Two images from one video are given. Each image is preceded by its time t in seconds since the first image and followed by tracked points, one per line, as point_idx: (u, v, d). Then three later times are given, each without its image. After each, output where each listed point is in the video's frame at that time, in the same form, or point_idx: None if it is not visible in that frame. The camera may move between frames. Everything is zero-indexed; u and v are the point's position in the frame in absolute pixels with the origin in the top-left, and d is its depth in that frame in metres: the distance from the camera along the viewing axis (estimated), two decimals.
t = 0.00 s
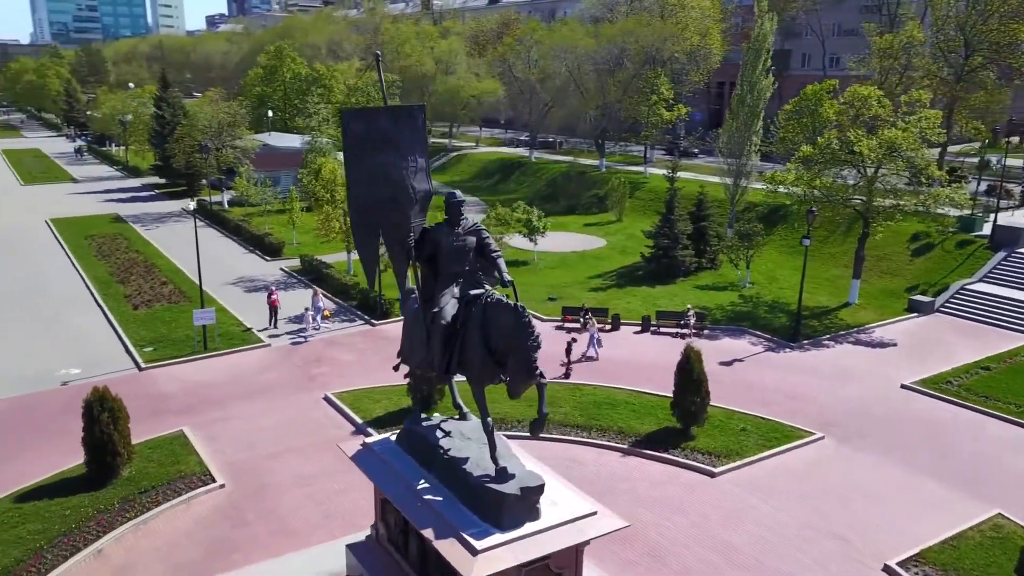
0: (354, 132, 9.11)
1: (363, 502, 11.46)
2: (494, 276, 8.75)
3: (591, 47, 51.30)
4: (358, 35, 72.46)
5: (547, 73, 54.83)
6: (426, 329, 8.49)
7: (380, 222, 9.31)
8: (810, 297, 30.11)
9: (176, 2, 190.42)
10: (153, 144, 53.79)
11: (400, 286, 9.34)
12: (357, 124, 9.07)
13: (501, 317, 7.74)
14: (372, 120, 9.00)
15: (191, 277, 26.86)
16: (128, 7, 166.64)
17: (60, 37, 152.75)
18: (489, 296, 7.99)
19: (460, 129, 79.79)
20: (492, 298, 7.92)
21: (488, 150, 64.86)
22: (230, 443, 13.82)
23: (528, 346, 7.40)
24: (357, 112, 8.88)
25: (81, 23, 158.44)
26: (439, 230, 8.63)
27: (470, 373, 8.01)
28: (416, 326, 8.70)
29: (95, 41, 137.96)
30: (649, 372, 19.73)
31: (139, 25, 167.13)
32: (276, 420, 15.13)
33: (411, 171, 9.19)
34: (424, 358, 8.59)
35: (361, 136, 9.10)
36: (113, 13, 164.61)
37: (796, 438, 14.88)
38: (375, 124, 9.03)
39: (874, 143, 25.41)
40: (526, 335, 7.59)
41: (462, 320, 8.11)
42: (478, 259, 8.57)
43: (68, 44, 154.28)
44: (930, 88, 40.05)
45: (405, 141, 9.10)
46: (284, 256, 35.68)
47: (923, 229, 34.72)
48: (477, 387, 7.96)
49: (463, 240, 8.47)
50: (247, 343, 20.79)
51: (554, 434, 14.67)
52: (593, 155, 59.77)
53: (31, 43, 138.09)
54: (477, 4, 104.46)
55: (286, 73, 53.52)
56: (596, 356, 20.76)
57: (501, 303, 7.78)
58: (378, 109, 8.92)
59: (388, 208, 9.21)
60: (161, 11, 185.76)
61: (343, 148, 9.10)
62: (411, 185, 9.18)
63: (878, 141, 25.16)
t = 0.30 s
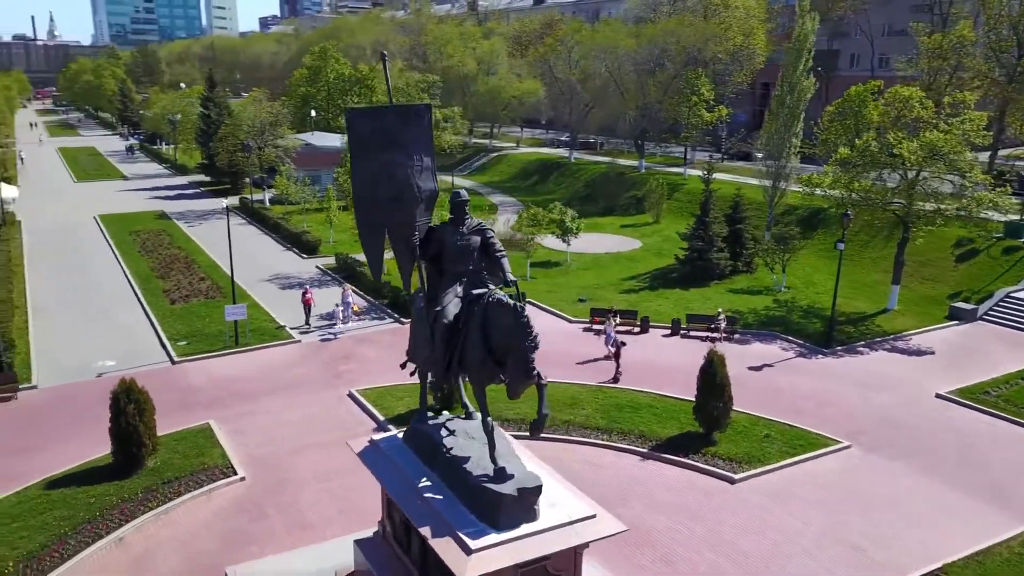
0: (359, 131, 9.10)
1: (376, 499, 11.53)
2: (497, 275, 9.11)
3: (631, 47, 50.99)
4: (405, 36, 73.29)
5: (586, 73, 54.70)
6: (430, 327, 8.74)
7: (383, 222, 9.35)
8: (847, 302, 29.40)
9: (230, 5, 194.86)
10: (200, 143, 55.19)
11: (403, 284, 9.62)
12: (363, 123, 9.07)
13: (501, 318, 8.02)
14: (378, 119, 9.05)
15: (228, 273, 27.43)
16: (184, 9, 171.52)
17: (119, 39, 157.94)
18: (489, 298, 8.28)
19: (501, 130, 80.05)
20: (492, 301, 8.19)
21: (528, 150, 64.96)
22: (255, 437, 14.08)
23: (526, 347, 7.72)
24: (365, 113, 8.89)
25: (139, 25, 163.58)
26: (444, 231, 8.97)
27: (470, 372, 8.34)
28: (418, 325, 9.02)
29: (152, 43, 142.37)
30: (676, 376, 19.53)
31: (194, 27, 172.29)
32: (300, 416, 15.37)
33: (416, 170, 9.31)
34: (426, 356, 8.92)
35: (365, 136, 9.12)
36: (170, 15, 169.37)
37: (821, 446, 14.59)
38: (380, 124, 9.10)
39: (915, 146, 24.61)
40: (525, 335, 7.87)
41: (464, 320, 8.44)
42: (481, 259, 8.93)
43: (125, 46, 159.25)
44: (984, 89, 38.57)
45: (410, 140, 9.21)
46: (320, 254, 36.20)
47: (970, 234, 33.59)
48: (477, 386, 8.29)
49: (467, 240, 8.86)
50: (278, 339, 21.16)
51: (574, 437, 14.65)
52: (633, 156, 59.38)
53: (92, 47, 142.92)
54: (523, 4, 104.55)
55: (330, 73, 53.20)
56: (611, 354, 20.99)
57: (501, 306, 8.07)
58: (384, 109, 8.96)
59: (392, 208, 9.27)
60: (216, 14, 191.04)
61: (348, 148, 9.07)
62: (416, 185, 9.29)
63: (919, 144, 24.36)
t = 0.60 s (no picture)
0: (371, 130, 9.28)
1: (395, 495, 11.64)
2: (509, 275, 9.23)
3: (678, 48, 50.52)
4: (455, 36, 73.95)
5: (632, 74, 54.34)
6: (439, 325, 9.00)
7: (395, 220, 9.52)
8: (891, 309, 28.59)
9: (288, 6, 199.09)
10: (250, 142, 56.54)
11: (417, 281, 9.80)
12: (376, 122, 9.25)
13: (505, 319, 8.16)
14: (389, 118, 9.19)
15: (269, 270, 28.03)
16: (243, 11, 175.94)
17: (181, 40, 162.76)
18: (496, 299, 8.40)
19: (547, 130, 80.08)
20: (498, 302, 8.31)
21: (574, 151, 64.82)
22: (283, 431, 14.35)
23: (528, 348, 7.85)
24: (376, 111, 9.05)
25: (200, 27, 168.28)
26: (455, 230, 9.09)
27: (477, 371, 8.52)
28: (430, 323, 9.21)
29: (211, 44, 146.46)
30: (708, 381, 19.26)
31: (253, 29, 176.73)
32: (330, 411, 15.60)
33: (428, 169, 9.34)
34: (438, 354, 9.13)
35: (378, 134, 9.27)
36: (229, 16, 173.88)
37: (854, 456, 14.24)
38: (391, 122, 9.22)
39: (965, 150, 23.53)
40: (528, 336, 8.01)
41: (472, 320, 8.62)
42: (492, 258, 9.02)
43: (186, 46, 164.01)
44: None
45: (420, 138, 9.24)
46: (361, 252, 36.71)
47: None
48: (484, 385, 8.47)
49: (477, 239, 9.04)
50: (314, 335, 21.52)
51: (600, 440, 14.58)
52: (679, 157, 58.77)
53: (156, 48, 147.68)
54: (574, 5, 104.29)
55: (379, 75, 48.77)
56: (637, 357, 20.91)
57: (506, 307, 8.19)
58: (395, 108, 9.10)
59: (404, 206, 9.41)
60: (274, 15, 195.62)
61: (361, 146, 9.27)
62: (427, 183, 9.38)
63: (969, 147, 23.24)
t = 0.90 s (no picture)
0: (383, 128, 9.31)
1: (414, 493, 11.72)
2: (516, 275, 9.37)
3: (725, 48, 49.61)
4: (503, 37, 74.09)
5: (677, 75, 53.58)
6: (447, 324, 9.11)
7: (404, 218, 9.55)
8: (938, 317, 27.67)
9: (343, 7, 202.16)
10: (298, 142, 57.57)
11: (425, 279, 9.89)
12: (388, 121, 9.29)
13: (511, 320, 8.34)
14: (402, 116, 9.27)
15: (307, 267, 28.54)
16: (299, 12, 179.31)
17: (239, 42, 166.56)
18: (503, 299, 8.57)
19: (594, 130, 79.69)
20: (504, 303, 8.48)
21: (619, 152, 64.36)
22: (310, 426, 14.58)
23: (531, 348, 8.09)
24: (390, 110, 9.11)
25: (257, 28, 171.96)
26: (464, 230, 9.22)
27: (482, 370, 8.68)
28: (439, 323, 9.34)
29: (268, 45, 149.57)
30: (740, 387, 18.94)
31: (309, 30, 179.93)
32: (357, 408, 15.78)
33: (439, 168, 9.45)
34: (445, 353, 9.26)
35: (390, 132, 9.33)
36: (286, 18, 177.32)
37: (887, 467, 13.85)
38: (404, 121, 9.30)
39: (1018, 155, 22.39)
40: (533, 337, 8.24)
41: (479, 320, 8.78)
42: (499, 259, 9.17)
43: (243, 47, 167.76)
44: None
45: (433, 137, 9.37)
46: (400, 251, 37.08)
47: None
48: (490, 385, 8.66)
49: (487, 239, 9.13)
50: (347, 332, 21.81)
51: (624, 445, 14.48)
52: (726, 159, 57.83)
53: (215, 48, 151.51)
54: (626, 4, 103.36)
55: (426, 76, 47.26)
56: (659, 357, 21.26)
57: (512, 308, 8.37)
58: (409, 107, 9.19)
59: (414, 205, 9.48)
60: (329, 17, 198.95)
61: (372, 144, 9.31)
62: (437, 182, 9.48)
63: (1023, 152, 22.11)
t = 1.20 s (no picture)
0: (394, 128, 9.65)
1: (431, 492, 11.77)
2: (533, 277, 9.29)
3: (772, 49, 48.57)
4: (549, 37, 73.90)
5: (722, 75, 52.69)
6: (456, 324, 9.21)
7: (414, 217, 9.84)
8: (985, 326, 26.71)
9: (394, 9, 204.26)
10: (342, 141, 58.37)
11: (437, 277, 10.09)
12: (399, 121, 9.63)
13: (513, 321, 8.40)
14: (412, 116, 9.58)
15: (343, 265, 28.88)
16: (351, 13, 181.94)
17: (292, 43, 169.59)
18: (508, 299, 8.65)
19: (639, 131, 79.09)
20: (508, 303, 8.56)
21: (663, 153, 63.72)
22: (336, 423, 14.76)
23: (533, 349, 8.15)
24: (399, 110, 9.44)
25: (310, 30, 174.86)
26: (472, 229, 9.34)
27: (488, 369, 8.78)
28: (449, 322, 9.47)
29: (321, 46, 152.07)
30: (771, 394, 18.60)
31: (360, 31, 182.41)
32: (384, 406, 15.93)
33: (449, 168, 9.70)
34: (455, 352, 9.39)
35: (401, 132, 9.66)
36: (338, 19, 180.04)
37: (920, 481, 13.40)
38: (415, 122, 9.62)
39: None
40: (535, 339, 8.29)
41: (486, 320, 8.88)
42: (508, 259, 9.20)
43: (296, 48, 170.80)
44: None
45: (443, 136, 9.63)
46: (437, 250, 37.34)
47: None
48: (495, 385, 8.73)
49: (495, 239, 9.11)
50: (379, 330, 22.04)
51: (647, 450, 14.33)
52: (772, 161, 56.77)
53: (269, 49, 154.75)
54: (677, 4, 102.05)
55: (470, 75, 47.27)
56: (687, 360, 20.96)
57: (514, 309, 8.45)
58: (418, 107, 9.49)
59: (424, 204, 9.77)
60: (380, 18, 201.25)
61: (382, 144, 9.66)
62: (446, 182, 9.71)
63: None
